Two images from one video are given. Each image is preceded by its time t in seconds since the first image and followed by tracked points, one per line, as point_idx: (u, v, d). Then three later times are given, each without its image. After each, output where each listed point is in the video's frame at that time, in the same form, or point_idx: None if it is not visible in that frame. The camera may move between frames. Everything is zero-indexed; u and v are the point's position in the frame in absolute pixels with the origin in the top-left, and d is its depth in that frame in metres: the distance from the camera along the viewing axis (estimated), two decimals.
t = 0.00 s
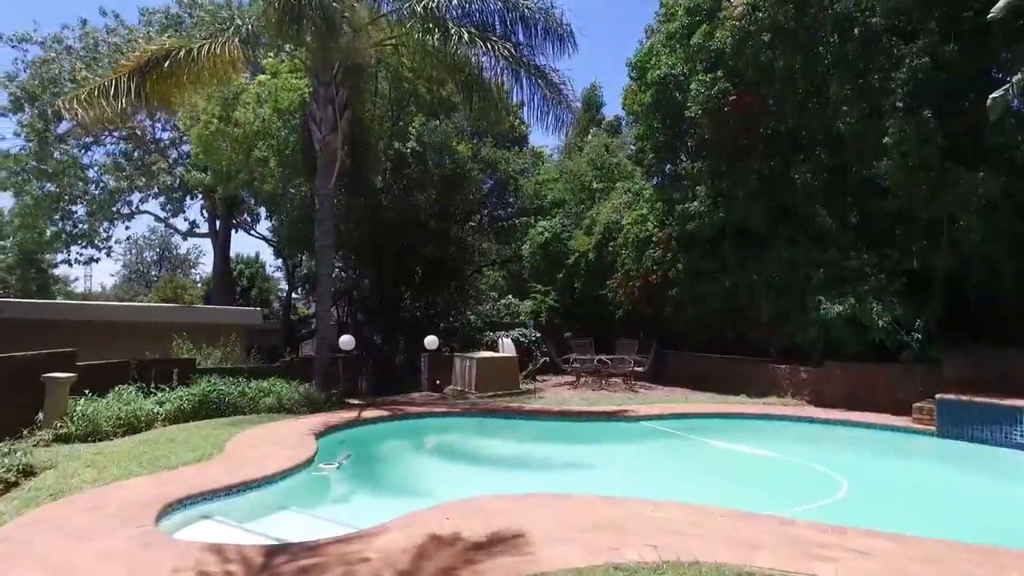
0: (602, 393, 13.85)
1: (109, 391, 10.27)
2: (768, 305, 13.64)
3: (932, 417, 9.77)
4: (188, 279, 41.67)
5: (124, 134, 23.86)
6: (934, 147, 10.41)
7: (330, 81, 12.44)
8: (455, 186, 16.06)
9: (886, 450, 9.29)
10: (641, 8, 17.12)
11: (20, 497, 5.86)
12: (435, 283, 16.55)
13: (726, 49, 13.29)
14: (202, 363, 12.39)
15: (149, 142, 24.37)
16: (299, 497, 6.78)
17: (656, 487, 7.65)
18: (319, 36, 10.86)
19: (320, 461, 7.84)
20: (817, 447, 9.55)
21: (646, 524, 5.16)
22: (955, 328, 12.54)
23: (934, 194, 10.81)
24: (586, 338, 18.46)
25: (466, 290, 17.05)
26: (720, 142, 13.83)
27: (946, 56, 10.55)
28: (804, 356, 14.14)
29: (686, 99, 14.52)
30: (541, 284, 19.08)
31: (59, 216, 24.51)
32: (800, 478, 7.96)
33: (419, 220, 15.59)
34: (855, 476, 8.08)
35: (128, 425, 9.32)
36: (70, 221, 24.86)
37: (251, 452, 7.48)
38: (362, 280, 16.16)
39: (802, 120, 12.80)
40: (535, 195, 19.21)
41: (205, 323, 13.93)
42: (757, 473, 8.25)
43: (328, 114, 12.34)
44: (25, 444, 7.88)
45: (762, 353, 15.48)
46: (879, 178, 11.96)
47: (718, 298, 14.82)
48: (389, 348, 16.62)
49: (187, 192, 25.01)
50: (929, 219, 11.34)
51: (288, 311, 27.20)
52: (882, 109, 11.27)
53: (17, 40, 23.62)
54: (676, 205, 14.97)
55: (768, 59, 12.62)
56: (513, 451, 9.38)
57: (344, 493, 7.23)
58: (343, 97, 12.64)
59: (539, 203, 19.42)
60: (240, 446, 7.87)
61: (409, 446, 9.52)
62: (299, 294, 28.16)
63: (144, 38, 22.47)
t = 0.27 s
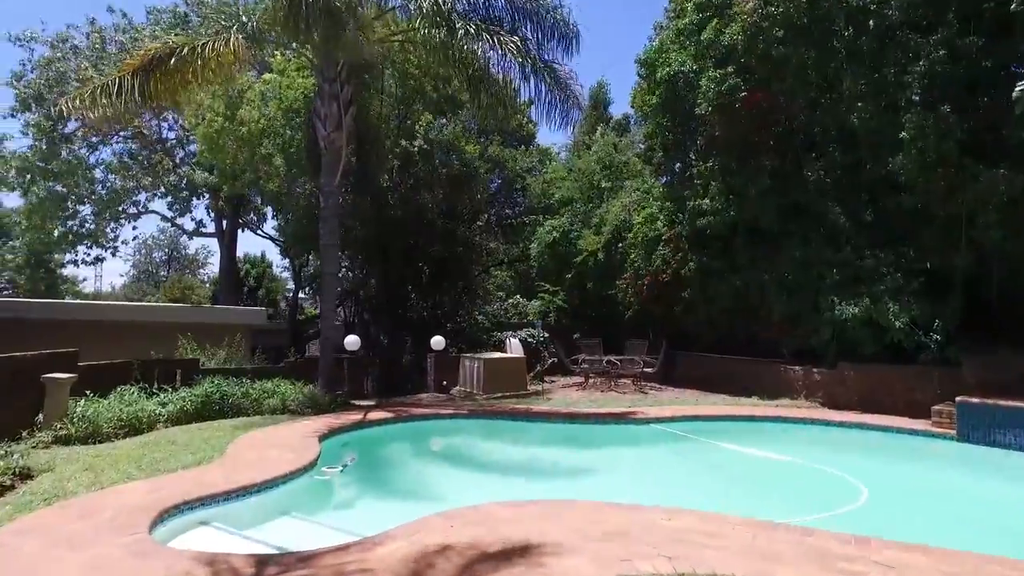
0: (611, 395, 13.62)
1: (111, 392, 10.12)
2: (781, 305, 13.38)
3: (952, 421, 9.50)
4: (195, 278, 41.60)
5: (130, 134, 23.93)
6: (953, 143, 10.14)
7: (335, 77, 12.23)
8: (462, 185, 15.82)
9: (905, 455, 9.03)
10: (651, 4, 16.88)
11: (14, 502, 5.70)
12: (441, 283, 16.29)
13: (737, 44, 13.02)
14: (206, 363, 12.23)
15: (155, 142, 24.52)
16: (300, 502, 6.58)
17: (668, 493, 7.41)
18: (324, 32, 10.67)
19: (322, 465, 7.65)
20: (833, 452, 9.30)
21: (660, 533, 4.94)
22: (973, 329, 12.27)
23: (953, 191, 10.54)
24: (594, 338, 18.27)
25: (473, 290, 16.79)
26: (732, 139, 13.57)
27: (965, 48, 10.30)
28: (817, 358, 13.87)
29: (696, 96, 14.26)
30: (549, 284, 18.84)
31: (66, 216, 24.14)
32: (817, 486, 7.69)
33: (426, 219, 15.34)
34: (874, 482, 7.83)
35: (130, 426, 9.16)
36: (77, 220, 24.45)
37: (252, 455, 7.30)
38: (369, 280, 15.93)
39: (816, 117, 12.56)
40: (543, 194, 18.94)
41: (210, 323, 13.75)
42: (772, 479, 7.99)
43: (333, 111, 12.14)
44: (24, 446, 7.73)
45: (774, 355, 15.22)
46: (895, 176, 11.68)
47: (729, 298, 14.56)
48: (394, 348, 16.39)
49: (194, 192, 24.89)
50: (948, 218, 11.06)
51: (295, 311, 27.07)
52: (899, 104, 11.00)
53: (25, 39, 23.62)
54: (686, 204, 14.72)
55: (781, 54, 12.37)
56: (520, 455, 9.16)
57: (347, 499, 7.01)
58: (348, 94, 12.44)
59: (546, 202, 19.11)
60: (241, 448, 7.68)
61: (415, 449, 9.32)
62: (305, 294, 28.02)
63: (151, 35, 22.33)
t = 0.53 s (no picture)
0: (620, 396, 13.42)
1: (114, 393, 9.99)
2: (793, 305, 13.14)
3: (971, 425, 9.26)
4: (202, 278, 41.55)
5: (137, 133, 23.87)
6: (971, 139, 9.90)
7: (341, 74, 12.04)
8: (470, 184, 15.59)
9: (923, 460, 8.80)
10: None
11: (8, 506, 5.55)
12: (448, 282, 16.20)
13: (748, 40, 12.79)
14: (210, 364, 12.11)
15: (162, 141, 24.43)
16: (301, 508, 6.41)
17: (681, 500, 7.19)
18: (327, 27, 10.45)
19: (325, 469, 7.47)
20: (848, 456, 9.07)
21: (675, 543, 4.75)
22: (990, 330, 12.01)
23: (971, 188, 10.29)
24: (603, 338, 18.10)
25: (480, 289, 16.62)
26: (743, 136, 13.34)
27: (983, 40, 10.07)
28: (830, 359, 13.64)
29: (706, 92, 14.03)
30: (557, 284, 18.66)
31: (72, 215, 23.99)
32: (834, 493, 7.45)
33: (433, 218, 15.15)
34: (892, 489, 7.60)
35: (131, 428, 9.02)
36: (84, 219, 24.36)
37: (254, 458, 7.14)
38: (375, 281, 15.76)
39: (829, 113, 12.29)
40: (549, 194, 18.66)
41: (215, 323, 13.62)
42: (786, 486, 7.76)
43: (338, 109, 11.93)
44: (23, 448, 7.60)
45: (786, 356, 14.99)
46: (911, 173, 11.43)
47: (741, 299, 14.33)
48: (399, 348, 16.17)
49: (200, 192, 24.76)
50: (965, 216, 10.82)
51: (302, 311, 26.97)
52: (915, 99, 10.75)
53: (33, 38, 23.59)
54: (696, 202, 14.51)
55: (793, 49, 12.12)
56: (528, 459, 8.97)
57: (348, 504, 6.83)
58: (353, 91, 12.26)
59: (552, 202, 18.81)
60: (243, 451, 7.52)
61: (420, 452, 9.16)
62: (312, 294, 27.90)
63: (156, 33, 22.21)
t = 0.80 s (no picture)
0: (630, 398, 13.21)
1: (116, 394, 9.84)
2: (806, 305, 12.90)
3: (993, 428, 9.02)
4: (209, 278, 41.48)
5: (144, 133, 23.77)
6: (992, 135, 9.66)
7: (346, 71, 11.85)
8: (478, 182, 15.36)
9: (943, 464, 8.56)
10: None
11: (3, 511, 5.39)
12: (456, 282, 15.92)
13: (761, 34, 12.55)
14: (215, 364, 11.97)
15: (169, 141, 24.35)
16: (303, 513, 6.23)
17: (693, 506, 6.98)
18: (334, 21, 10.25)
19: (328, 473, 7.29)
20: (865, 460, 8.84)
21: (692, 553, 4.55)
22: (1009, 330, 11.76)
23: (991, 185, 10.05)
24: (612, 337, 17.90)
25: (488, 287, 16.31)
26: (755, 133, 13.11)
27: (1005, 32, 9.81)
28: (843, 359, 13.40)
29: (717, 88, 13.80)
30: (566, 283, 18.42)
31: (80, 215, 23.91)
32: (850, 500, 7.25)
33: (440, 215, 14.94)
34: (912, 495, 7.36)
35: (132, 429, 8.86)
36: (90, 220, 24.26)
37: (256, 461, 6.97)
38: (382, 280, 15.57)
39: (843, 109, 12.07)
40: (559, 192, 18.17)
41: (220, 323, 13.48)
42: (801, 493, 7.55)
43: (343, 106, 11.76)
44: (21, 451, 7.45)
45: (799, 356, 14.75)
46: (928, 170, 11.18)
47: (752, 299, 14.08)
48: (405, 346, 15.79)
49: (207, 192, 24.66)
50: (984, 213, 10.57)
51: (308, 310, 26.86)
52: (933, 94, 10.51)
53: (41, 36, 23.54)
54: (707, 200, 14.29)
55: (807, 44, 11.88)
56: (536, 462, 8.78)
57: (352, 509, 6.67)
58: (358, 88, 12.06)
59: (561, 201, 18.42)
60: (245, 454, 7.35)
61: (425, 454, 8.99)
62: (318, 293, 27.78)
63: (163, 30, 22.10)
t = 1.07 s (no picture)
0: (641, 399, 12.98)
1: (118, 395, 9.69)
2: (821, 305, 12.63)
3: (1017, 431, 8.74)
4: (218, 278, 41.41)
5: (152, 132, 23.67)
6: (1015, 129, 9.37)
7: (352, 67, 11.65)
8: (486, 181, 15.11)
9: (965, 469, 8.29)
10: None
11: None
12: (463, 281, 15.90)
13: (773, 28, 12.31)
14: (220, 364, 11.82)
15: (177, 140, 24.25)
16: (304, 520, 6.03)
17: (708, 513, 6.74)
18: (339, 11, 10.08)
19: (331, 478, 7.09)
20: (884, 464, 8.59)
21: (709, 564, 4.33)
22: None
23: (1013, 181, 9.75)
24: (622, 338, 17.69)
25: (496, 286, 16.24)
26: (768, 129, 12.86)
27: None
28: (859, 360, 13.12)
29: (729, 84, 13.54)
30: (575, 283, 18.22)
31: (88, 215, 23.83)
32: (870, 507, 7.00)
33: (448, 214, 14.76)
34: (935, 501, 7.10)
35: (134, 430, 8.70)
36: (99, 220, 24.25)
37: (258, 465, 6.79)
38: (389, 280, 15.46)
39: (859, 104, 11.79)
40: (568, 192, 18.18)
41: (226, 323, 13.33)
42: (818, 499, 7.30)
43: (349, 103, 11.59)
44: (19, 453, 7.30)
45: (813, 357, 14.48)
46: (948, 165, 10.91)
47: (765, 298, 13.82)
48: (413, 348, 15.71)
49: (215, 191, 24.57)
50: (1006, 210, 10.28)
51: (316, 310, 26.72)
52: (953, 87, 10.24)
53: (49, 35, 23.49)
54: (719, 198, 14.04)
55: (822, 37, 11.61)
56: (544, 466, 8.56)
57: (355, 515, 6.47)
58: (364, 84, 11.87)
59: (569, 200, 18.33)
60: (247, 458, 7.17)
61: (430, 457, 8.80)
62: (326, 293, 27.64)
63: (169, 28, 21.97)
